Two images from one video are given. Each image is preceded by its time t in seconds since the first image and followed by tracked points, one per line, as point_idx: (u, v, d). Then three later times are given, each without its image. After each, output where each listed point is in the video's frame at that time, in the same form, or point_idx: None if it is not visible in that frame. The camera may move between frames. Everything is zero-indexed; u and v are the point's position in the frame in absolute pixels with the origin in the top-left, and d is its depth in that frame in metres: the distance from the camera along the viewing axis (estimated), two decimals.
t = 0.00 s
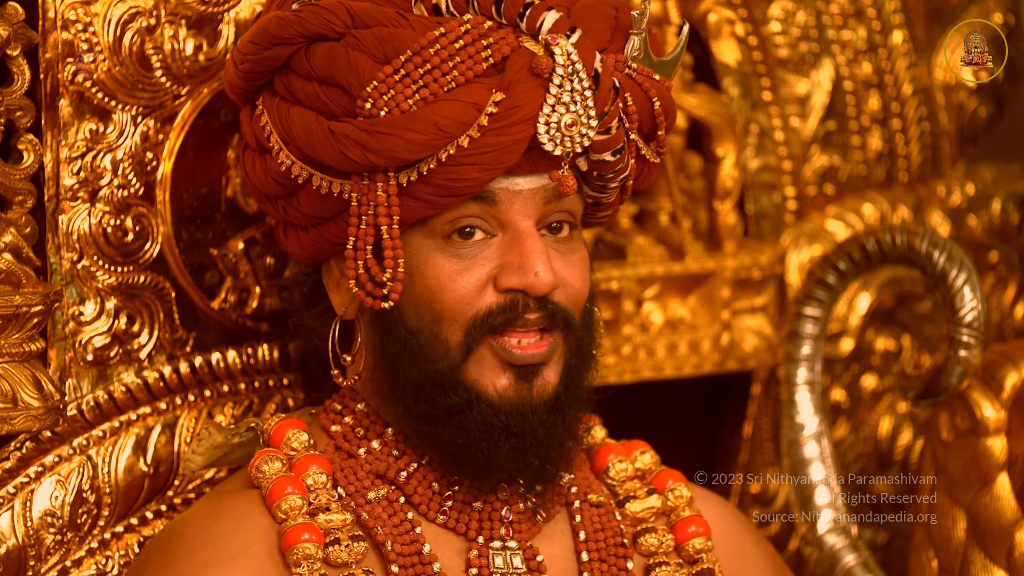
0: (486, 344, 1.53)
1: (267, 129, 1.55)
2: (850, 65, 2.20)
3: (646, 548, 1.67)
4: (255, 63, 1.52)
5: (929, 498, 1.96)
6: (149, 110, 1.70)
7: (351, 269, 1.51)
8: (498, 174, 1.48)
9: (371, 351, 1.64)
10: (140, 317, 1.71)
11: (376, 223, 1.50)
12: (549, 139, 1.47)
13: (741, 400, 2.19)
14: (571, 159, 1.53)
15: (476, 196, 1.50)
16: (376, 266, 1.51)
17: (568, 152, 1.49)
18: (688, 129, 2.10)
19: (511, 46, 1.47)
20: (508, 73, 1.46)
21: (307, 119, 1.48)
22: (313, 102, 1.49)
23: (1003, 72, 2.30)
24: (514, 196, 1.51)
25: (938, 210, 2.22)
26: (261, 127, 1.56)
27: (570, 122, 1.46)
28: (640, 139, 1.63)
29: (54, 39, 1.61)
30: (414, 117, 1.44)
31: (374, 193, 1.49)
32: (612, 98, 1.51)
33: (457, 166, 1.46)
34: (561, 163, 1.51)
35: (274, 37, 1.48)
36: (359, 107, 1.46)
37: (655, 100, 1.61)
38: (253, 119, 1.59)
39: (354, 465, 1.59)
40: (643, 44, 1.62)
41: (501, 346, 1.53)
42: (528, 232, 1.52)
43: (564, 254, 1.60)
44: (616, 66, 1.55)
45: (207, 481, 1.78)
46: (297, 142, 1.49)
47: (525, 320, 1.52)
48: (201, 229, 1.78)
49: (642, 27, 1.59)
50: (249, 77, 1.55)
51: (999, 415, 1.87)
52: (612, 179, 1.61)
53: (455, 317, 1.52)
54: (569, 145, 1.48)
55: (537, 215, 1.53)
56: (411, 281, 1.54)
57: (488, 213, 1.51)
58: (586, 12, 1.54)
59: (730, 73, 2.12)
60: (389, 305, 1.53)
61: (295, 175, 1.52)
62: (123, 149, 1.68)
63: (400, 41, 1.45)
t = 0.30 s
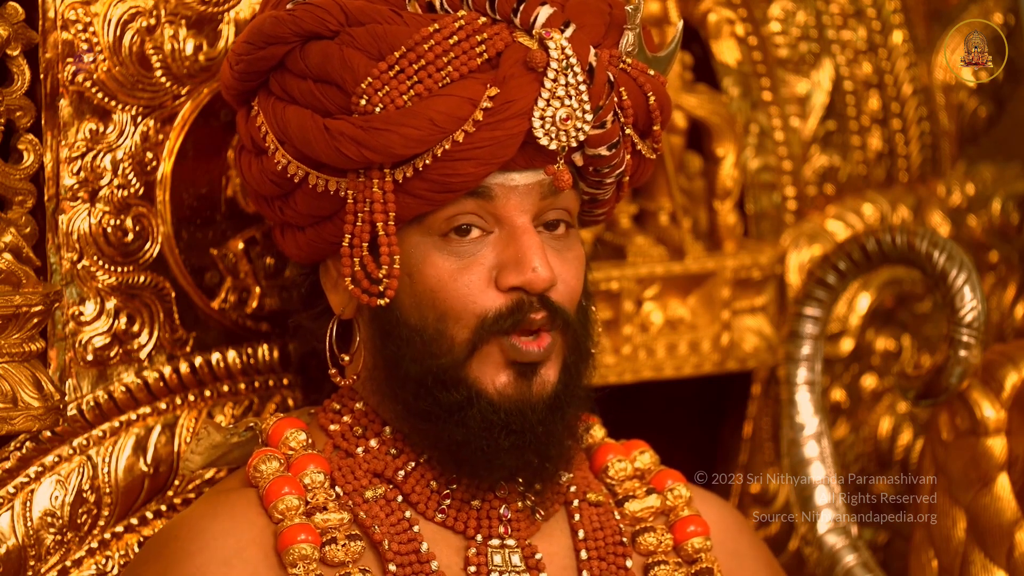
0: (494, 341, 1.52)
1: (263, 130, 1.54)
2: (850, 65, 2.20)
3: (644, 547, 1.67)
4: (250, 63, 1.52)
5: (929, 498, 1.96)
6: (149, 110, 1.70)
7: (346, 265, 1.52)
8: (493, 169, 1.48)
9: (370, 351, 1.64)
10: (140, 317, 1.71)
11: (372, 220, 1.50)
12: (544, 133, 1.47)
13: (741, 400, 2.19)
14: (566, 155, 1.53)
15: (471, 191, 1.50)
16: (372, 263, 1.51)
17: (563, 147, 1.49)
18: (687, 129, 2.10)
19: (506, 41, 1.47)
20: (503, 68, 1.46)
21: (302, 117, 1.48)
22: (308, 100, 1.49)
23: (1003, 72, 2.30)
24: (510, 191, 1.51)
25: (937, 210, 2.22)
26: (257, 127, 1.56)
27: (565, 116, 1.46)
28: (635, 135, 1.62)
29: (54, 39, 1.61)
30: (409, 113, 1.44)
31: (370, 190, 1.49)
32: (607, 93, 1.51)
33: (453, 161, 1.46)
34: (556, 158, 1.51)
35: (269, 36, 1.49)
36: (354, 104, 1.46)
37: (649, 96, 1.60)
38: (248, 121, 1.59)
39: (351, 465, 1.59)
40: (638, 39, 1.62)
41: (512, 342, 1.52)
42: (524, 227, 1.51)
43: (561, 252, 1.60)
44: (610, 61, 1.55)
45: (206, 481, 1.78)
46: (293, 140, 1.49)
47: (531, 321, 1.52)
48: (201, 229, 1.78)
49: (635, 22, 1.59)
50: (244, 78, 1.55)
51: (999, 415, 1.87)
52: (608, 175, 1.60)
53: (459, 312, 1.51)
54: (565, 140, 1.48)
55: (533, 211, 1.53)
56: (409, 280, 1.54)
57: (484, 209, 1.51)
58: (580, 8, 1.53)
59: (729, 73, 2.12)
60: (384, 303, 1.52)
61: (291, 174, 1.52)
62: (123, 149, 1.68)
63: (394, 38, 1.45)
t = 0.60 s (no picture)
0: (480, 343, 1.54)
1: (262, 129, 1.54)
2: (850, 65, 2.20)
3: (641, 547, 1.67)
4: (250, 62, 1.52)
5: (929, 498, 1.96)
6: (149, 110, 1.70)
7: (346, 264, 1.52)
8: (492, 169, 1.48)
9: (366, 350, 1.64)
10: (140, 317, 1.71)
11: (371, 218, 1.50)
12: (542, 132, 1.47)
13: (741, 400, 2.19)
14: (564, 154, 1.53)
15: (470, 190, 1.50)
16: (372, 261, 1.52)
17: (562, 147, 1.49)
18: (687, 129, 2.10)
19: (505, 40, 1.48)
20: (502, 66, 1.46)
21: (301, 115, 1.48)
22: (307, 98, 1.49)
23: (1003, 72, 2.30)
24: (509, 191, 1.50)
25: (937, 210, 2.22)
26: (256, 125, 1.56)
27: (563, 116, 1.46)
28: (634, 135, 1.63)
29: (54, 39, 1.61)
30: (408, 111, 1.44)
31: (369, 189, 1.49)
32: (605, 93, 1.51)
33: (452, 160, 1.45)
34: (555, 157, 1.51)
35: (268, 35, 1.49)
36: (353, 102, 1.46)
37: (648, 95, 1.60)
38: (248, 120, 1.59)
39: (349, 464, 1.59)
40: (637, 39, 1.62)
41: (500, 345, 1.54)
42: (523, 227, 1.51)
43: (560, 251, 1.60)
44: (609, 60, 1.55)
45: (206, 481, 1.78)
46: (292, 139, 1.49)
47: (521, 316, 1.53)
48: (201, 229, 1.78)
49: (633, 22, 1.59)
50: (243, 77, 1.55)
51: (999, 415, 1.87)
52: (607, 174, 1.60)
53: (448, 314, 1.53)
54: (563, 139, 1.48)
55: (532, 210, 1.53)
56: (406, 279, 1.54)
57: (484, 209, 1.51)
58: (579, 7, 1.53)
59: (729, 73, 2.12)
60: (384, 301, 1.53)
61: (290, 173, 1.52)
62: (123, 149, 1.68)
63: (394, 36, 1.45)
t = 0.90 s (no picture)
0: (475, 351, 1.54)
1: (263, 130, 1.54)
2: (850, 65, 2.20)
3: (641, 548, 1.67)
4: (251, 63, 1.52)
5: (929, 498, 1.96)
6: (149, 110, 1.70)
7: (345, 271, 1.52)
8: (492, 176, 1.48)
9: (365, 352, 1.64)
10: (140, 317, 1.71)
11: (370, 225, 1.50)
12: (542, 141, 1.47)
13: (741, 400, 2.18)
14: (564, 162, 1.53)
15: (470, 198, 1.50)
16: (370, 268, 1.52)
17: (562, 155, 1.49)
18: (688, 129, 2.10)
19: (505, 48, 1.47)
20: (502, 75, 1.46)
21: (301, 120, 1.48)
22: (308, 103, 1.49)
23: (1003, 72, 2.30)
24: (509, 198, 1.51)
25: (937, 210, 2.22)
26: (257, 127, 1.56)
27: (563, 125, 1.47)
28: (634, 141, 1.63)
29: (54, 39, 1.61)
30: (407, 120, 1.43)
31: (368, 196, 1.48)
32: (606, 101, 1.51)
33: (451, 169, 1.45)
34: (555, 166, 1.51)
35: (270, 37, 1.49)
36: (353, 109, 1.46)
37: (649, 102, 1.60)
38: (248, 120, 1.59)
39: (349, 466, 1.60)
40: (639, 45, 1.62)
41: (496, 354, 1.54)
42: (523, 234, 1.51)
43: (560, 256, 1.60)
44: (610, 68, 1.55)
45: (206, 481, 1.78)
46: (292, 143, 1.49)
47: (520, 322, 1.53)
48: (201, 229, 1.78)
49: (636, 29, 1.59)
50: (245, 78, 1.55)
51: (999, 415, 1.87)
52: (607, 181, 1.60)
53: (446, 320, 1.52)
54: (563, 148, 1.48)
55: (532, 217, 1.53)
56: (405, 285, 1.54)
57: (483, 215, 1.51)
58: (581, 13, 1.54)
59: (730, 73, 2.12)
60: (382, 308, 1.52)
61: (290, 176, 1.52)
62: (123, 149, 1.68)
63: (394, 44, 1.45)
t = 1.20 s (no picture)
0: (477, 352, 1.53)
1: (267, 129, 1.55)
2: (850, 65, 2.20)
3: (641, 551, 1.67)
4: (257, 63, 1.52)
5: (929, 498, 1.96)
6: (149, 110, 1.70)
7: (346, 274, 1.52)
8: (495, 185, 1.48)
9: (366, 353, 1.64)
10: (140, 317, 1.71)
11: (372, 230, 1.50)
12: (546, 152, 1.47)
13: (741, 400, 2.18)
14: (568, 171, 1.54)
15: (473, 205, 1.50)
16: (372, 273, 1.51)
17: (565, 166, 1.49)
18: (688, 129, 2.10)
19: (511, 57, 1.47)
20: (506, 84, 1.46)
21: (305, 123, 1.48)
22: (312, 106, 1.49)
23: (1003, 72, 2.29)
24: (511, 206, 1.51)
25: (937, 210, 2.22)
26: (261, 126, 1.56)
27: (567, 135, 1.47)
28: (639, 151, 1.63)
29: (54, 39, 1.61)
30: (410, 127, 1.44)
31: (371, 201, 1.49)
32: (610, 112, 1.51)
33: (453, 177, 1.46)
34: (558, 175, 1.51)
35: (276, 38, 1.48)
36: (357, 115, 1.46)
37: (654, 113, 1.60)
38: (254, 118, 1.59)
39: (349, 467, 1.59)
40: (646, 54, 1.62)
41: (498, 352, 1.54)
42: (524, 242, 1.51)
43: (562, 263, 1.60)
44: (616, 78, 1.55)
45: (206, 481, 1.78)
46: (295, 145, 1.49)
47: (519, 331, 1.52)
48: (201, 228, 1.78)
49: (643, 38, 1.59)
50: (250, 77, 1.55)
51: (999, 415, 1.87)
52: (611, 191, 1.61)
53: (445, 324, 1.53)
54: (566, 158, 1.48)
55: (534, 225, 1.53)
56: (405, 288, 1.54)
57: (485, 222, 1.51)
58: (589, 23, 1.54)
59: (730, 73, 2.12)
60: (384, 313, 1.53)
61: (293, 178, 1.52)
62: (123, 149, 1.68)
63: (400, 50, 1.45)
